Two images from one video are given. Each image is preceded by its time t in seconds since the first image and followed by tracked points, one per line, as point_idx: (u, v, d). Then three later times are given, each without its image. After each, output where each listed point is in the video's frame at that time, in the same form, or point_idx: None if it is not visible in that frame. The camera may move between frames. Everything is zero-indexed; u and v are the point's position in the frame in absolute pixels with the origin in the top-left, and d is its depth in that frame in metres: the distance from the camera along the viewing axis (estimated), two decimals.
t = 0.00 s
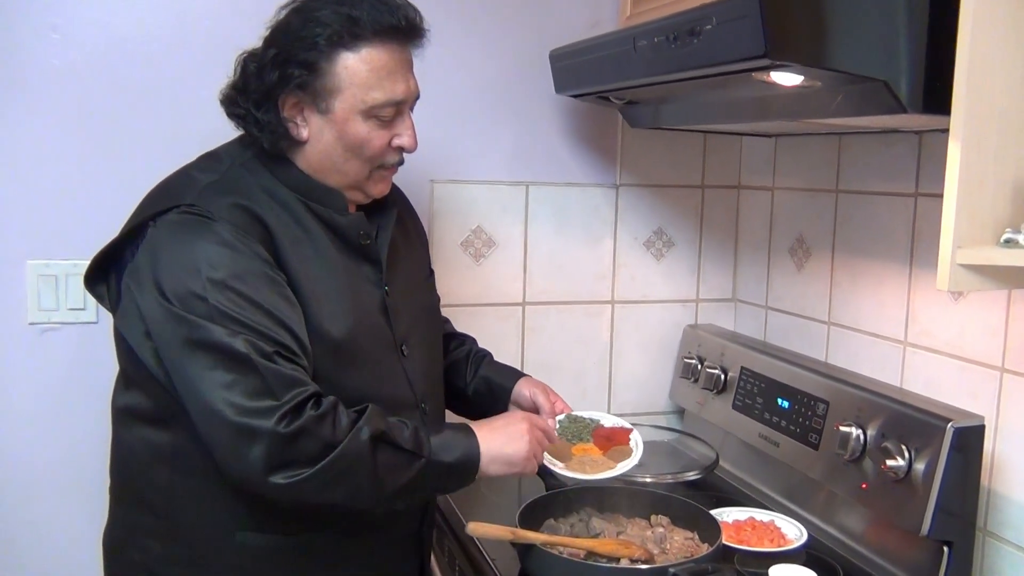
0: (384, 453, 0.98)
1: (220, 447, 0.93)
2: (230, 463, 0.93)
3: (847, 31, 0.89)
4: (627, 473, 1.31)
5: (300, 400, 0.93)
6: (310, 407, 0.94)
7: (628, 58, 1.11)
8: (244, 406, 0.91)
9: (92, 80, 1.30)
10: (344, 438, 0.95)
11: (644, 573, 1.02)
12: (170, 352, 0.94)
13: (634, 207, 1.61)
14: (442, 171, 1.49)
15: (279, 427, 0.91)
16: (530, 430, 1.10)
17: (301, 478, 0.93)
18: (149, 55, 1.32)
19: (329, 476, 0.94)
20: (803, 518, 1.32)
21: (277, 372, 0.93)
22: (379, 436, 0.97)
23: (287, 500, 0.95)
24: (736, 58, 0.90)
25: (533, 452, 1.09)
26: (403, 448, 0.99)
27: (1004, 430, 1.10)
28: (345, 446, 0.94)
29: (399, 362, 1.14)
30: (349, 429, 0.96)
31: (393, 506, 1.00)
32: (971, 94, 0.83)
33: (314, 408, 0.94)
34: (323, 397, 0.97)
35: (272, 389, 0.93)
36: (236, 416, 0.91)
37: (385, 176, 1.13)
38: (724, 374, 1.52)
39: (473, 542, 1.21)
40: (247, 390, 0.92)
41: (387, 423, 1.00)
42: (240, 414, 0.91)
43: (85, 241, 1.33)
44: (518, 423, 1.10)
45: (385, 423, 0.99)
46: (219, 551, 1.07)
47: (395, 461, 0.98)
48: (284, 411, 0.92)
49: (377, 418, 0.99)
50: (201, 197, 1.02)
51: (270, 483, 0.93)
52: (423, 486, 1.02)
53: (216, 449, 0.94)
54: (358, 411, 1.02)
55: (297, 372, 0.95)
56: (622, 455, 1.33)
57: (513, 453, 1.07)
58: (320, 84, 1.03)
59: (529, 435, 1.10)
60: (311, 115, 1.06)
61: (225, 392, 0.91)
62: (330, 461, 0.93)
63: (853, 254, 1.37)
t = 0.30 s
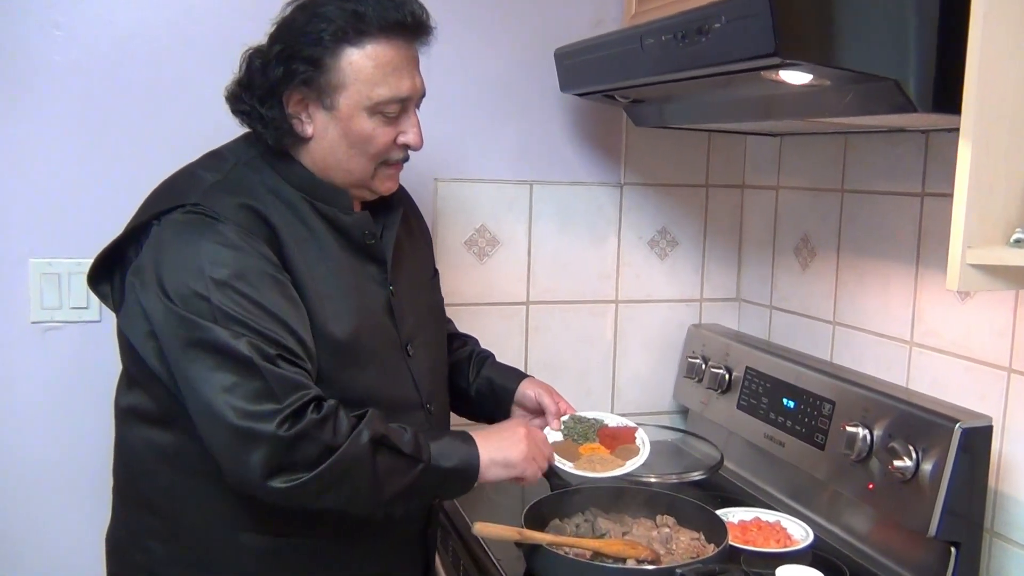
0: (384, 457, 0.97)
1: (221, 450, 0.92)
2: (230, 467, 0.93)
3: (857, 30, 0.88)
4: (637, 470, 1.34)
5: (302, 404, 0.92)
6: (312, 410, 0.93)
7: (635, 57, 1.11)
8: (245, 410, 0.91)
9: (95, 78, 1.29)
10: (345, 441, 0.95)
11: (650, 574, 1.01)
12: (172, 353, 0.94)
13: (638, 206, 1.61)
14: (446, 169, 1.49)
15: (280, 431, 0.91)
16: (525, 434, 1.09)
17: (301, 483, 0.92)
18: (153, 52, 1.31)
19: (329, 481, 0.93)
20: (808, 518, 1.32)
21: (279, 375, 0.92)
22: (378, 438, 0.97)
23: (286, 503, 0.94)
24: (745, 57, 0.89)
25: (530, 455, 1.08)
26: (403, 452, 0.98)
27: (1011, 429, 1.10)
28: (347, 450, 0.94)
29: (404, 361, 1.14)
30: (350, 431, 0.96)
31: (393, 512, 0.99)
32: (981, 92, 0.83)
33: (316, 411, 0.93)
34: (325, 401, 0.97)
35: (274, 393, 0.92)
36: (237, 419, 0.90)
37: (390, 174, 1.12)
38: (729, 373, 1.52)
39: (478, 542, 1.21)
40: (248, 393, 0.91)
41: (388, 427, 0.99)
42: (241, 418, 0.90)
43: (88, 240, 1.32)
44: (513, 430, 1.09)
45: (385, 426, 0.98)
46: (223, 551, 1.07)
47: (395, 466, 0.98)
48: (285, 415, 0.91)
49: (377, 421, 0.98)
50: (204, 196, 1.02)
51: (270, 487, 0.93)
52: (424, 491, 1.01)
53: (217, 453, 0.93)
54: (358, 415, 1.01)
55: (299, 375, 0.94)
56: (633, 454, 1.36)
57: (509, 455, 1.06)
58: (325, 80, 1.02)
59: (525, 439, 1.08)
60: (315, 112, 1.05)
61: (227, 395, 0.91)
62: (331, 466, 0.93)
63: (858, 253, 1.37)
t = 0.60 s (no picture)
0: (377, 481, 0.95)
1: (210, 458, 0.92)
2: (218, 475, 0.92)
3: (863, 31, 0.88)
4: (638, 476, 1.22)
5: (293, 416, 0.92)
6: (302, 422, 0.92)
7: (638, 58, 1.10)
8: (234, 419, 0.90)
9: (94, 79, 1.28)
10: (335, 458, 0.94)
11: None
12: (164, 357, 0.94)
13: (639, 207, 1.60)
14: (447, 170, 1.48)
15: (267, 443, 0.90)
16: (528, 495, 1.02)
17: (287, 496, 0.92)
18: (153, 53, 1.31)
19: (318, 495, 0.92)
20: (810, 521, 1.31)
21: (270, 386, 0.91)
22: (371, 461, 0.94)
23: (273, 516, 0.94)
24: (750, 58, 0.89)
25: (525, 517, 1.00)
26: (397, 477, 0.96)
27: (1014, 431, 1.10)
28: (336, 466, 0.92)
29: (406, 364, 1.13)
30: (342, 451, 0.94)
31: (381, 535, 0.97)
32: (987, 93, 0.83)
33: (306, 424, 0.93)
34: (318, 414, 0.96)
35: (265, 403, 0.91)
36: (225, 428, 0.90)
37: (392, 175, 1.11)
38: (730, 375, 1.52)
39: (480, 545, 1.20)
40: (238, 402, 0.91)
41: (384, 448, 0.97)
42: (229, 427, 0.90)
43: (87, 241, 1.32)
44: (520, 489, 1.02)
45: (380, 449, 0.96)
46: (224, 555, 1.06)
47: (387, 491, 0.95)
48: (274, 426, 0.90)
49: (373, 443, 0.96)
50: (207, 199, 1.00)
51: (256, 499, 0.92)
52: (417, 520, 0.98)
53: (206, 460, 0.93)
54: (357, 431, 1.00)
55: (291, 386, 0.94)
56: (634, 459, 1.24)
57: (503, 510, 0.99)
58: (327, 79, 1.02)
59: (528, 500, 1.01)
60: (318, 111, 1.04)
61: (216, 403, 0.90)
62: (319, 479, 0.92)
63: (860, 255, 1.36)
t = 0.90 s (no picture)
0: (352, 494, 0.93)
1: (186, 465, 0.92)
2: (194, 483, 0.92)
3: (862, 28, 0.87)
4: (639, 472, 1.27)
5: (264, 427, 0.90)
6: (273, 433, 0.91)
7: (636, 56, 1.10)
8: (204, 431, 0.89)
9: (88, 78, 1.28)
10: (309, 471, 0.92)
11: None
12: (146, 362, 0.94)
13: (636, 206, 1.60)
14: (443, 169, 1.48)
15: (233, 459, 0.89)
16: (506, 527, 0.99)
17: (259, 507, 0.91)
18: (146, 51, 1.30)
19: (291, 507, 0.91)
20: (808, 520, 1.31)
21: (242, 397, 0.90)
22: (345, 477, 0.92)
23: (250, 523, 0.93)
24: (749, 56, 0.89)
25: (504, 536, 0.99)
26: (373, 492, 0.93)
27: (1012, 429, 1.10)
28: (307, 480, 0.91)
29: (400, 365, 1.13)
30: (316, 466, 0.92)
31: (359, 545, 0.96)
32: (987, 90, 0.82)
33: (278, 435, 0.91)
34: (295, 423, 0.94)
35: (238, 414, 0.90)
36: (195, 438, 0.89)
37: (385, 177, 1.10)
38: (727, 374, 1.51)
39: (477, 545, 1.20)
40: (212, 411, 0.90)
41: (362, 459, 0.95)
42: (200, 437, 0.89)
43: (81, 241, 1.31)
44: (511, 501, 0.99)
45: (357, 463, 0.94)
46: (219, 557, 1.05)
47: (362, 504, 0.93)
48: (243, 438, 0.89)
49: (350, 456, 0.93)
50: (194, 199, 1.00)
51: (230, 509, 0.92)
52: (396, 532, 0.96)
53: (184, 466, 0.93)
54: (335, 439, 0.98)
55: (266, 396, 0.92)
56: (635, 454, 1.30)
57: (484, 528, 0.98)
58: (325, 78, 1.01)
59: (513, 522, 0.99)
60: (314, 110, 1.03)
61: (188, 413, 0.90)
62: (289, 492, 0.91)
63: (857, 253, 1.36)
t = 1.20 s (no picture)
0: (326, 511, 0.92)
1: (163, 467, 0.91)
2: (169, 486, 0.91)
3: (863, 26, 0.87)
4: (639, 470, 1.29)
5: (247, 434, 0.90)
6: (254, 441, 0.90)
7: (635, 54, 1.09)
8: (183, 435, 0.89)
9: (82, 74, 1.27)
10: (286, 482, 0.91)
11: None
12: (134, 360, 0.93)
13: (634, 204, 1.59)
14: (440, 167, 1.47)
15: (208, 466, 0.88)
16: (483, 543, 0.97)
17: (232, 516, 0.90)
18: (141, 48, 1.29)
19: (262, 518, 0.90)
20: (806, 518, 1.31)
21: (226, 402, 0.90)
22: (322, 493, 0.91)
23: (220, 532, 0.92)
24: (749, 53, 0.88)
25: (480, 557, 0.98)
26: (348, 511, 0.93)
27: (1011, 428, 1.10)
28: (284, 491, 0.90)
29: (396, 364, 1.12)
30: (294, 478, 0.91)
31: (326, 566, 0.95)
32: (988, 88, 0.82)
33: (259, 443, 0.90)
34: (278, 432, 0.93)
35: (221, 418, 0.90)
36: (174, 440, 0.89)
37: (382, 171, 1.10)
38: (725, 372, 1.51)
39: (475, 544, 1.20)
40: (195, 414, 0.89)
41: (340, 478, 0.94)
42: (179, 440, 0.89)
43: (76, 238, 1.30)
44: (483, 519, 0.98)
45: (334, 480, 0.93)
46: (216, 557, 1.05)
47: (335, 522, 0.92)
48: (222, 444, 0.89)
49: (327, 472, 0.93)
50: (190, 196, 0.99)
51: (202, 515, 0.91)
52: (365, 558, 0.95)
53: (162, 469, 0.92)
54: (314, 454, 0.97)
55: (251, 403, 0.91)
56: (635, 453, 1.30)
57: (458, 552, 0.97)
58: (319, 68, 1.00)
59: (487, 540, 0.97)
60: (308, 101, 1.03)
61: (169, 415, 0.89)
62: (266, 501, 0.90)
63: (856, 251, 1.36)
